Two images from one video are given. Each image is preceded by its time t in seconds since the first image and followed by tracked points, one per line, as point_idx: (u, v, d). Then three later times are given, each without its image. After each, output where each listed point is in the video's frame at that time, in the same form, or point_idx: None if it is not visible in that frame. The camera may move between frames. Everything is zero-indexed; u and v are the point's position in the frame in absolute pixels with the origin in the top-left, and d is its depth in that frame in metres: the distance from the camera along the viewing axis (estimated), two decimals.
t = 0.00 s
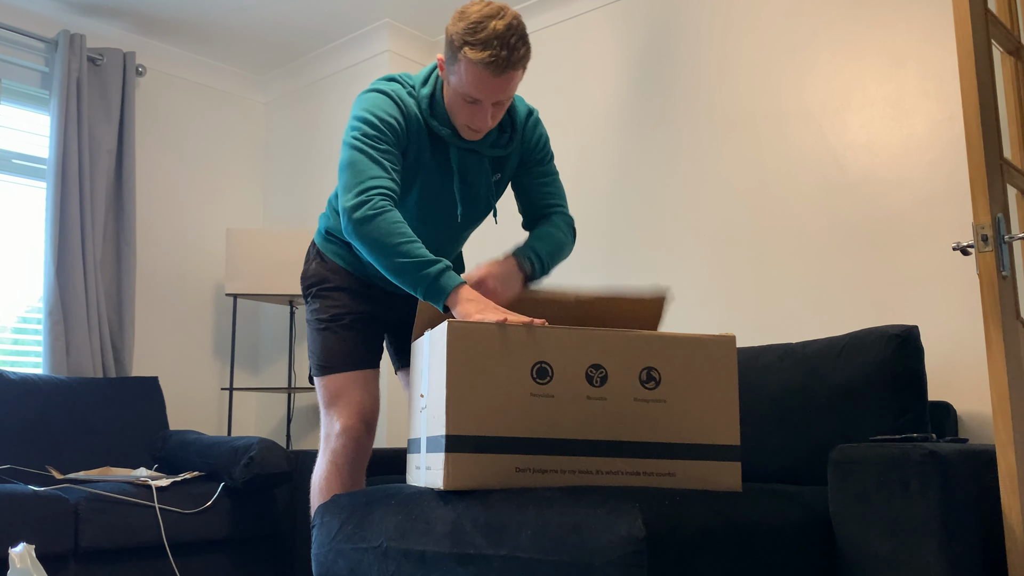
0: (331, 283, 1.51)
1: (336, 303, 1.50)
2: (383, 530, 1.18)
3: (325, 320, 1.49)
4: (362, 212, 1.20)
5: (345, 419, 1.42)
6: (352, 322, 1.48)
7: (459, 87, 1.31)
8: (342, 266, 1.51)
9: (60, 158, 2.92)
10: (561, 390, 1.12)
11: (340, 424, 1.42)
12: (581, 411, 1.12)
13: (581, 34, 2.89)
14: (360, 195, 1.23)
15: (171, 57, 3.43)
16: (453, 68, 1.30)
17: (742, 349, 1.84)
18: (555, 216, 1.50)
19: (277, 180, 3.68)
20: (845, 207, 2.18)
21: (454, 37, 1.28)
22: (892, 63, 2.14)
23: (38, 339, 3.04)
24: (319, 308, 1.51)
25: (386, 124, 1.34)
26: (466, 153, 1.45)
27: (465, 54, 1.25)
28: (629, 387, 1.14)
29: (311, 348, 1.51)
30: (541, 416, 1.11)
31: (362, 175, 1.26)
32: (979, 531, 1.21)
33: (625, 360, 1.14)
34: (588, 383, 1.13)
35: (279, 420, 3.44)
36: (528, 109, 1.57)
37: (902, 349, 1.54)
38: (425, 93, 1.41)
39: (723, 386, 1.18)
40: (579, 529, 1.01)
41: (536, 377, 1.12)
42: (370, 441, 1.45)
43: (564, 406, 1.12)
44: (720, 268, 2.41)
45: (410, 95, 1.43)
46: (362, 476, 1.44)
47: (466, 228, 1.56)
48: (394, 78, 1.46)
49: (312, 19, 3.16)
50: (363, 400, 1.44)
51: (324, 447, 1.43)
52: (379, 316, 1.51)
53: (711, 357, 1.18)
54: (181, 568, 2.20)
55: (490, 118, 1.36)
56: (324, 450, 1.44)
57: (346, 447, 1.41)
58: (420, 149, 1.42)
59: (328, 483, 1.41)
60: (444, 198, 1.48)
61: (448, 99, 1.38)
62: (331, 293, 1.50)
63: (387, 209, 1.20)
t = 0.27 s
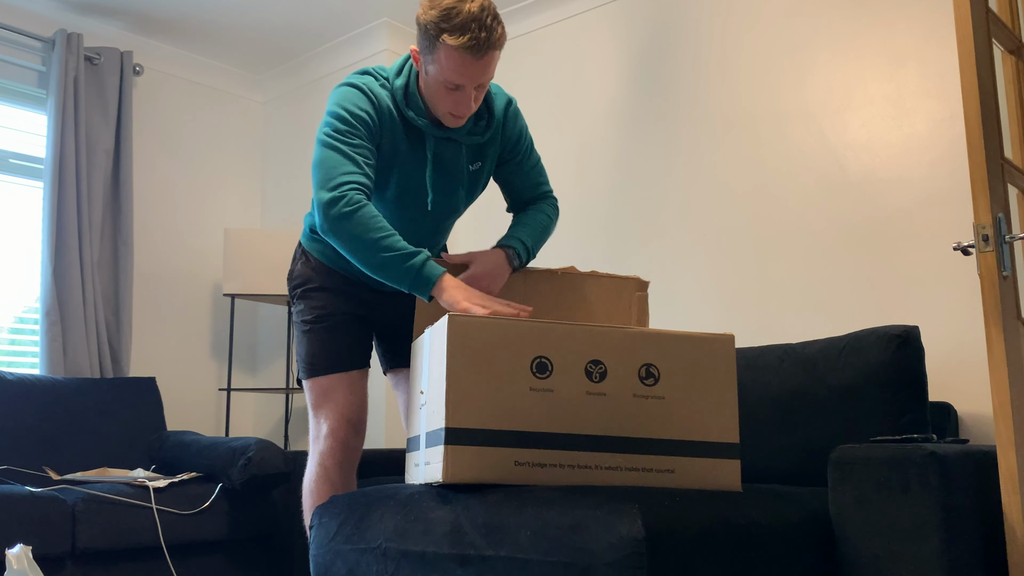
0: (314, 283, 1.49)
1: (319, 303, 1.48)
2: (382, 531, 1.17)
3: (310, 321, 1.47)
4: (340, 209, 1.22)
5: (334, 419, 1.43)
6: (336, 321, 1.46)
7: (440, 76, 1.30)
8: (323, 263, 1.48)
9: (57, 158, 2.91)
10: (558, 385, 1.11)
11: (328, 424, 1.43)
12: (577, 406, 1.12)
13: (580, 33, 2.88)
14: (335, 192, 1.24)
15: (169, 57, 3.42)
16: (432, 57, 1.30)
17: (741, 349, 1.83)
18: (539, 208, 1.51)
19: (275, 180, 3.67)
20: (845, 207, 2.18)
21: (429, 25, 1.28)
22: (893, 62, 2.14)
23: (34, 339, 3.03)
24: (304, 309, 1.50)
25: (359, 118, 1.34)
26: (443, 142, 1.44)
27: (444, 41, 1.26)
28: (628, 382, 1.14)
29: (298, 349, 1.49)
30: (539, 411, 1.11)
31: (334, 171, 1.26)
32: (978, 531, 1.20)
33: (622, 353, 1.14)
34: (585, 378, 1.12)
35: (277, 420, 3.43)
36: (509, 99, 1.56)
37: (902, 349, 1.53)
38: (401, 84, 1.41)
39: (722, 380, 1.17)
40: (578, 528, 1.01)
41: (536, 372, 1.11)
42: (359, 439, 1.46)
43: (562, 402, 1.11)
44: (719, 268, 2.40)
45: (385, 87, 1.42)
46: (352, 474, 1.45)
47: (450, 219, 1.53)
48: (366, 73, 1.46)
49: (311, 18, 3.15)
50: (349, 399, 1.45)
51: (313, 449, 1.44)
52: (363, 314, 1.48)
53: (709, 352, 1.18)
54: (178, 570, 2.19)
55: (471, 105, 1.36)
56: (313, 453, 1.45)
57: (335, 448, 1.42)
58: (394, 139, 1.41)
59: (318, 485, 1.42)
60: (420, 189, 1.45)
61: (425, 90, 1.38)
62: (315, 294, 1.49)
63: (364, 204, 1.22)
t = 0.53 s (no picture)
0: (304, 284, 1.49)
1: (309, 305, 1.47)
2: (381, 532, 1.16)
3: (300, 323, 1.47)
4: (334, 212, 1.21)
5: (325, 422, 1.42)
6: (324, 322, 1.45)
7: (440, 68, 1.32)
8: (313, 262, 1.48)
9: (55, 157, 2.90)
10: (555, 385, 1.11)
11: (320, 427, 1.42)
12: (573, 406, 1.11)
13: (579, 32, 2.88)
14: (328, 195, 1.23)
15: (166, 56, 3.41)
16: (431, 50, 1.31)
17: (741, 349, 1.83)
18: (513, 202, 1.67)
19: (273, 180, 3.66)
20: (845, 207, 2.17)
21: (426, 19, 1.30)
22: (893, 62, 2.13)
23: (32, 340, 3.02)
24: (294, 311, 1.49)
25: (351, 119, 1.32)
26: (436, 141, 1.44)
27: (445, 31, 1.28)
28: (626, 383, 1.13)
29: (288, 350, 1.49)
30: (536, 411, 1.10)
31: (326, 174, 1.25)
32: (979, 533, 1.20)
33: (619, 353, 1.13)
34: (583, 377, 1.12)
35: (275, 421, 3.42)
36: (495, 96, 1.58)
37: (902, 350, 1.52)
38: (394, 82, 1.40)
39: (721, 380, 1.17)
40: (578, 529, 1.00)
41: (534, 371, 1.11)
42: (352, 442, 1.44)
43: (559, 402, 1.11)
44: (719, 268, 2.40)
45: (377, 85, 1.41)
46: (346, 478, 1.44)
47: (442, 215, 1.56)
48: (356, 73, 1.44)
49: (310, 17, 3.14)
50: (340, 402, 1.44)
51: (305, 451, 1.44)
52: (355, 315, 1.48)
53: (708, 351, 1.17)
54: (176, 571, 2.18)
55: (469, 98, 1.38)
56: (305, 455, 1.45)
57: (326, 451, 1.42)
58: (386, 139, 1.40)
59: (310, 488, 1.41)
60: (413, 188, 1.45)
61: (420, 86, 1.39)
62: (305, 295, 1.48)
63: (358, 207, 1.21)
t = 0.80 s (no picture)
0: (305, 283, 1.49)
1: (311, 304, 1.48)
2: (380, 533, 1.14)
3: (301, 322, 1.47)
4: (331, 161, 1.18)
5: (327, 423, 1.40)
6: (328, 322, 1.46)
7: (461, 57, 1.33)
8: (317, 262, 1.49)
9: (51, 156, 2.89)
10: (555, 387, 1.10)
11: (321, 428, 1.40)
12: (574, 406, 1.10)
13: (578, 32, 2.87)
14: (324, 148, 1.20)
15: (163, 55, 3.40)
16: (454, 40, 1.32)
17: (741, 349, 1.82)
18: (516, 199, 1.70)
19: (271, 180, 3.65)
20: (845, 207, 2.17)
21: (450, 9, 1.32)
22: (894, 61, 2.12)
23: (28, 340, 3.01)
24: (295, 310, 1.49)
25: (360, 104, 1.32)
26: (448, 137, 1.47)
27: (471, 22, 1.29)
28: (627, 383, 1.12)
29: (288, 348, 1.48)
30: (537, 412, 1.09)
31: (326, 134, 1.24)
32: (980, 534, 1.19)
33: (623, 355, 1.13)
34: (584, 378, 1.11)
35: (273, 422, 3.41)
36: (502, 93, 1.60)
37: (902, 350, 1.51)
38: (407, 77, 1.41)
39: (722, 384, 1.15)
40: (577, 530, 0.99)
41: (534, 372, 1.10)
42: (353, 444, 1.42)
43: (559, 402, 1.10)
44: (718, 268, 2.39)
45: (390, 80, 1.43)
46: (346, 481, 1.41)
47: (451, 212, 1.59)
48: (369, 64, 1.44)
49: (308, 16, 3.13)
50: (342, 401, 1.42)
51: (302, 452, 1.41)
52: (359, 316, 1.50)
53: (713, 354, 1.16)
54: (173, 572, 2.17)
55: (487, 91, 1.39)
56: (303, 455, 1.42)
57: (326, 451, 1.39)
58: (400, 134, 1.41)
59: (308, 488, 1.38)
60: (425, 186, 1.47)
61: (437, 77, 1.40)
62: (307, 294, 1.49)
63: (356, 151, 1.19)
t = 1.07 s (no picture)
0: (310, 283, 1.48)
1: (316, 304, 1.47)
2: (377, 534, 1.13)
3: (304, 322, 1.45)
4: (371, 162, 1.09)
5: (329, 424, 1.38)
6: (333, 323, 1.45)
7: (487, 51, 1.34)
8: (322, 264, 1.49)
9: (49, 156, 2.88)
10: (556, 384, 1.09)
11: (323, 429, 1.37)
12: (574, 404, 1.10)
13: (576, 31, 2.87)
14: (371, 146, 1.12)
15: (161, 54, 3.39)
16: (479, 33, 1.33)
17: (741, 350, 1.81)
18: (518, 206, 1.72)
19: (269, 180, 3.64)
20: (845, 207, 2.16)
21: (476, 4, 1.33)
22: (894, 60, 2.12)
23: (25, 340, 3.00)
24: (299, 309, 1.48)
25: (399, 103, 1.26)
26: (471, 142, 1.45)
27: (498, 13, 1.31)
28: (625, 384, 1.12)
29: (289, 348, 1.47)
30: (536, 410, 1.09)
31: (376, 133, 1.14)
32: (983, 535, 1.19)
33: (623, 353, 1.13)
34: (584, 375, 1.11)
35: (271, 423, 3.40)
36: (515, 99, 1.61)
37: (903, 351, 1.51)
38: (436, 77, 1.38)
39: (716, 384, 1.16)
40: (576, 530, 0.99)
41: (532, 372, 1.09)
42: (355, 445, 1.40)
43: (559, 401, 1.09)
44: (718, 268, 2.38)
45: (419, 80, 1.38)
46: (347, 482, 1.39)
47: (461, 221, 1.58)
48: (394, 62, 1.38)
49: (306, 15, 3.13)
50: (345, 402, 1.40)
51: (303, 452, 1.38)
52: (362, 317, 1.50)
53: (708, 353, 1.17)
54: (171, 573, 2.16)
55: (509, 89, 1.39)
56: (304, 456, 1.40)
57: (327, 452, 1.36)
58: (428, 136, 1.37)
59: (310, 488, 1.35)
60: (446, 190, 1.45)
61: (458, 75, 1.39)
62: (311, 294, 1.48)
63: (397, 153, 1.08)
